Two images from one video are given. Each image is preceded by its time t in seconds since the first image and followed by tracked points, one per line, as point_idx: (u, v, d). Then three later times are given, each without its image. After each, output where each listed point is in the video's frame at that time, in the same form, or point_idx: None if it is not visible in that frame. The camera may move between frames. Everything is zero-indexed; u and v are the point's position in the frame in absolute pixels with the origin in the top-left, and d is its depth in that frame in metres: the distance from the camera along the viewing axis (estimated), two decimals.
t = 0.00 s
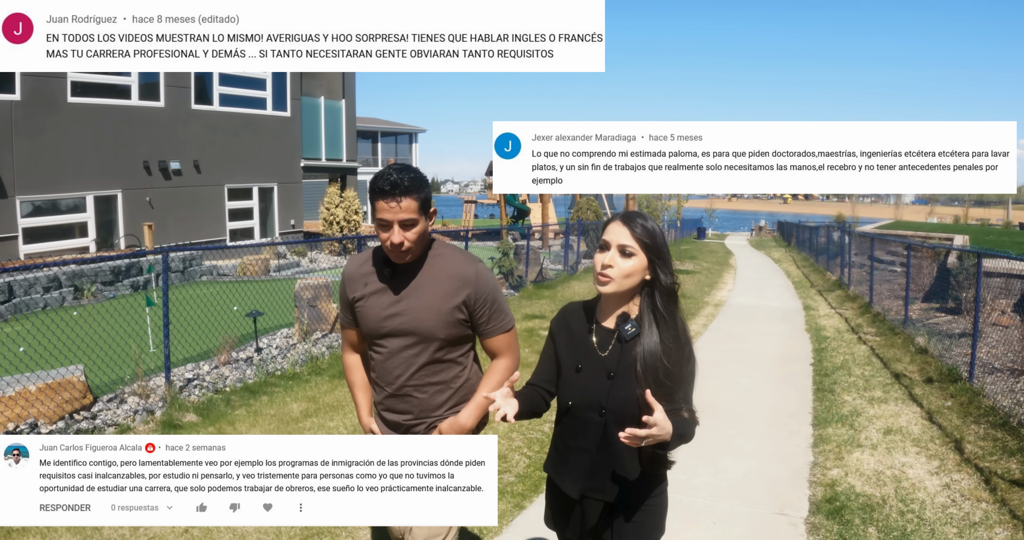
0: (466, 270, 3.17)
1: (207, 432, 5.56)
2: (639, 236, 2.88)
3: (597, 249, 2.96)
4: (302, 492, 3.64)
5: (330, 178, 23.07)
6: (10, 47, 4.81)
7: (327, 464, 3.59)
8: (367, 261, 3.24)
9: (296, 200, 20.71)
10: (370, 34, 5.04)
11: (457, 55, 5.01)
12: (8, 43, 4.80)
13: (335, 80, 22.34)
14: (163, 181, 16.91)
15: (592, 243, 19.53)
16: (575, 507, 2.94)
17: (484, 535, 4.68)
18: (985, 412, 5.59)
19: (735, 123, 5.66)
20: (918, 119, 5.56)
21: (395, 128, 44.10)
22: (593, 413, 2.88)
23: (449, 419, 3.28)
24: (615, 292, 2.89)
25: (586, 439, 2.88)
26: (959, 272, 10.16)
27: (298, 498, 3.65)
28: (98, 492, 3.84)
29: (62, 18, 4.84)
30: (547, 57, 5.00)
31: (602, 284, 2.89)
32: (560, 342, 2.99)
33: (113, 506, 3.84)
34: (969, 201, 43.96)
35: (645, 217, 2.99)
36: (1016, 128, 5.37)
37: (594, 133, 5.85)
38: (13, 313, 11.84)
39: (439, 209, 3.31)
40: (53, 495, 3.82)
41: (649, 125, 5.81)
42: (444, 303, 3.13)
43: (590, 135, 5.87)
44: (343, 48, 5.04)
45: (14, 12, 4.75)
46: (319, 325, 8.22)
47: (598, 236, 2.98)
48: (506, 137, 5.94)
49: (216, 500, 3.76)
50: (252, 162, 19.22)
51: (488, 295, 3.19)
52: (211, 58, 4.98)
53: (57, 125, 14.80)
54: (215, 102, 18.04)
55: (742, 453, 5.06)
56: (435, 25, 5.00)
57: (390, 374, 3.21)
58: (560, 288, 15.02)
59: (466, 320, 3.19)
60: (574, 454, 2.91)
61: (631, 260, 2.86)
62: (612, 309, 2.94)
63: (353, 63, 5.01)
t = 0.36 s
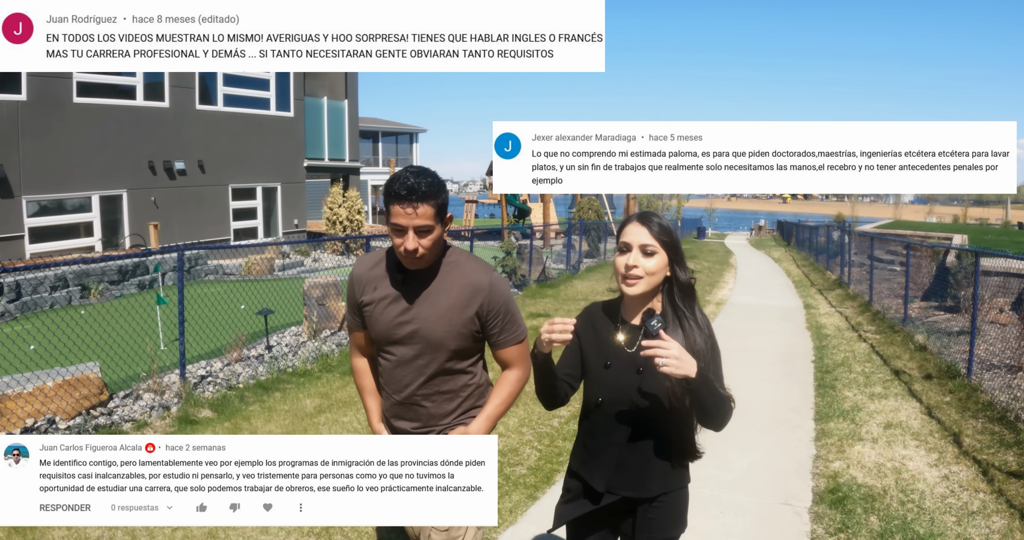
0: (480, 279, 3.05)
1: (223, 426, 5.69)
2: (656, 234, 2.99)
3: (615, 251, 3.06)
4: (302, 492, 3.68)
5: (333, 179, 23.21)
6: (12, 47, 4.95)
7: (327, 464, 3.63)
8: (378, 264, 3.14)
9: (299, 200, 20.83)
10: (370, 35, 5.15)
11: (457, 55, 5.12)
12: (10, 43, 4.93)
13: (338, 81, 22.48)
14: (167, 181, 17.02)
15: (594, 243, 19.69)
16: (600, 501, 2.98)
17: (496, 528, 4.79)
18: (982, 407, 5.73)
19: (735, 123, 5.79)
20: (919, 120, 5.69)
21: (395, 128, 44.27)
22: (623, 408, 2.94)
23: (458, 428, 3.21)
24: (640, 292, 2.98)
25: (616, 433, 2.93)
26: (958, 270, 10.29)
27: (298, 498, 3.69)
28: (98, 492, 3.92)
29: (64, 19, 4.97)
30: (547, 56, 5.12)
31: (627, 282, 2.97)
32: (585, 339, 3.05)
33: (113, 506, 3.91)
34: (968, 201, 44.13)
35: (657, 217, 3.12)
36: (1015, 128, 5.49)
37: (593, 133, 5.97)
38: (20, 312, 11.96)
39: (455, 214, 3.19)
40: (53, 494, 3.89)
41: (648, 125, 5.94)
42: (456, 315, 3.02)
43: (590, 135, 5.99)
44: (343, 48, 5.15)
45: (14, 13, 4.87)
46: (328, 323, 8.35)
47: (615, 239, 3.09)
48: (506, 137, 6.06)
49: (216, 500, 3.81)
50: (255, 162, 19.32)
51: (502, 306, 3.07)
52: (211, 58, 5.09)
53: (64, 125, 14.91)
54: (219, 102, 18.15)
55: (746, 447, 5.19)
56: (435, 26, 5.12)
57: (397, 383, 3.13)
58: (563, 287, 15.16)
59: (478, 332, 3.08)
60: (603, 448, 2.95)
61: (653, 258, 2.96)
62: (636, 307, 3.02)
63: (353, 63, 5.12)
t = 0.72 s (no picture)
0: (490, 274, 3.12)
1: (233, 423, 5.79)
2: (659, 232, 3.05)
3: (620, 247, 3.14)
4: (302, 492, 3.73)
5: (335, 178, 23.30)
6: (12, 47, 4.96)
7: (327, 464, 3.68)
8: (387, 258, 3.19)
9: (301, 199, 20.92)
10: (370, 35, 5.20)
11: (457, 55, 5.17)
12: (10, 43, 4.94)
13: (340, 80, 22.56)
14: (171, 180, 17.12)
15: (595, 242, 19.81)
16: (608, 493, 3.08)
17: (502, 521, 4.88)
18: (979, 403, 5.83)
19: (735, 124, 5.88)
20: (919, 120, 5.79)
21: (396, 127, 44.35)
22: (632, 403, 3.02)
23: (462, 425, 3.25)
24: (641, 285, 3.05)
25: (626, 429, 3.02)
26: (956, 270, 10.40)
27: (298, 498, 3.74)
28: (97, 492, 3.98)
29: (63, 19, 4.98)
30: (547, 56, 5.16)
31: (626, 276, 3.06)
32: (593, 336, 3.12)
33: (113, 506, 3.97)
34: (968, 200, 44.23)
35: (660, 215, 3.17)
36: (1015, 128, 5.59)
37: (593, 133, 6.07)
38: (26, 310, 12.06)
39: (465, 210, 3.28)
40: (53, 495, 3.94)
41: (648, 126, 6.03)
42: (465, 309, 3.08)
43: (590, 135, 6.09)
44: (343, 48, 5.21)
45: (15, 13, 4.89)
46: (333, 321, 8.45)
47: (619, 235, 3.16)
48: (506, 137, 6.15)
49: (216, 500, 3.88)
50: (258, 161, 19.41)
51: (510, 303, 3.14)
52: (211, 58, 5.14)
53: (68, 124, 14.99)
54: (222, 102, 18.24)
55: (746, 441, 5.30)
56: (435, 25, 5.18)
57: (403, 377, 3.17)
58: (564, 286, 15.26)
59: (486, 328, 3.14)
60: (613, 444, 3.04)
61: (654, 253, 3.03)
62: (641, 302, 3.11)
63: (352, 63, 5.17)
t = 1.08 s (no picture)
0: (492, 267, 3.24)
1: (240, 418, 5.91)
2: (639, 231, 3.08)
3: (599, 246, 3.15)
4: (302, 491, 3.88)
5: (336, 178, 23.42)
6: (12, 47, 5.04)
7: (327, 465, 3.84)
8: (389, 252, 3.29)
9: (303, 199, 21.04)
10: (370, 35, 5.30)
11: (457, 55, 5.27)
12: (11, 43, 5.03)
13: (341, 81, 22.67)
14: (174, 180, 17.24)
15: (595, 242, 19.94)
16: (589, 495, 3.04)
17: (502, 512, 5.00)
18: (971, 400, 5.95)
19: (735, 124, 6.00)
20: (918, 121, 5.89)
21: (396, 128, 44.50)
22: (610, 402, 2.99)
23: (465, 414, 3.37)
24: (619, 286, 3.05)
25: (604, 428, 2.99)
26: (952, 269, 10.51)
27: (298, 498, 3.89)
28: (98, 492, 4.06)
29: (63, 18, 5.06)
30: (547, 56, 5.25)
31: (606, 275, 3.05)
32: (570, 336, 3.09)
33: (113, 506, 4.07)
34: (966, 201, 44.40)
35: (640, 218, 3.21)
36: (1015, 129, 5.69)
37: (593, 133, 6.18)
38: (31, 309, 12.17)
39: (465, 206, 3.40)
40: (53, 494, 4.03)
41: (648, 126, 6.15)
42: (470, 300, 3.19)
43: (590, 135, 6.20)
44: (343, 48, 5.32)
45: (15, 13, 4.97)
46: (336, 319, 8.57)
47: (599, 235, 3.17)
48: (506, 137, 6.26)
49: (216, 500, 4.00)
50: (259, 161, 19.52)
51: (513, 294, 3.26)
52: (211, 58, 5.23)
53: (71, 125, 15.10)
54: (224, 103, 18.35)
55: (742, 436, 5.42)
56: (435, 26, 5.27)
57: (408, 367, 3.27)
58: (564, 286, 15.39)
59: (489, 319, 3.26)
60: (591, 443, 3.01)
61: (634, 253, 3.05)
62: (617, 303, 3.09)
63: (352, 63, 5.27)
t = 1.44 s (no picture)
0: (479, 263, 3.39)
1: (246, 413, 6.05)
2: (603, 224, 3.08)
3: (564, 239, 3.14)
4: (302, 491, 4.00)
5: (336, 179, 23.54)
6: (12, 47, 5.17)
7: (327, 464, 3.94)
8: (376, 254, 3.39)
9: (303, 199, 21.16)
10: (370, 35, 5.42)
11: (457, 55, 5.39)
12: (11, 43, 5.15)
13: (341, 82, 22.79)
14: (175, 181, 17.36)
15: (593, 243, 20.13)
16: (560, 486, 3.06)
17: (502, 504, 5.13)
18: (962, 396, 6.08)
19: (735, 124, 6.13)
20: (919, 121, 6.00)
21: (395, 129, 44.66)
22: (577, 393, 3.02)
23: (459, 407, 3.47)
24: (583, 278, 3.07)
25: (573, 418, 3.02)
26: (946, 269, 10.66)
27: (298, 498, 4.02)
28: (97, 492, 4.21)
29: (63, 19, 5.19)
30: (547, 56, 5.38)
31: (571, 269, 3.06)
32: (536, 328, 3.11)
33: (113, 506, 4.22)
34: (964, 201, 44.61)
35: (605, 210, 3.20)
36: (1015, 129, 5.80)
37: (593, 133, 6.30)
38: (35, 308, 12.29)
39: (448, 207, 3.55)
40: (53, 494, 4.17)
41: (648, 126, 6.27)
42: (461, 295, 3.32)
43: (590, 135, 6.32)
44: (343, 48, 5.43)
45: (15, 14, 5.09)
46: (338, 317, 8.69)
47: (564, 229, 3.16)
48: (506, 137, 6.38)
49: (215, 500, 4.14)
50: (260, 162, 19.64)
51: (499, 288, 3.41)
52: (211, 58, 5.34)
53: (74, 125, 15.21)
54: (225, 103, 18.46)
55: (737, 431, 5.54)
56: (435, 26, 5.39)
57: (402, 365, 3.35)
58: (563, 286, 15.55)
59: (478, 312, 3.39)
60: (560, 433, 3.03)
61: (598, 246, 3.05)
62: (583, 295, 3.11)
63: (353, 63, 5.38)
